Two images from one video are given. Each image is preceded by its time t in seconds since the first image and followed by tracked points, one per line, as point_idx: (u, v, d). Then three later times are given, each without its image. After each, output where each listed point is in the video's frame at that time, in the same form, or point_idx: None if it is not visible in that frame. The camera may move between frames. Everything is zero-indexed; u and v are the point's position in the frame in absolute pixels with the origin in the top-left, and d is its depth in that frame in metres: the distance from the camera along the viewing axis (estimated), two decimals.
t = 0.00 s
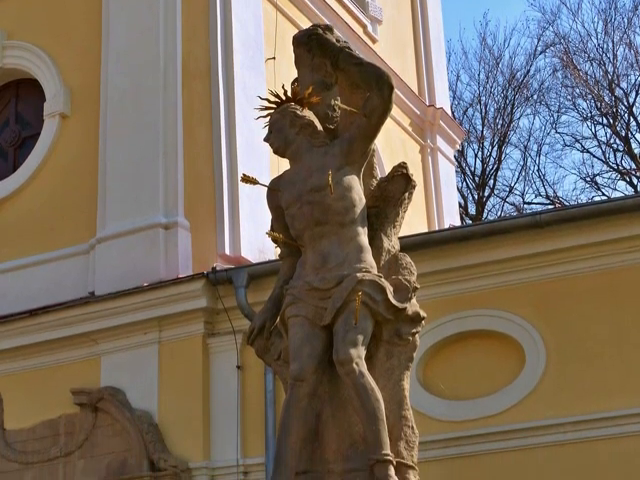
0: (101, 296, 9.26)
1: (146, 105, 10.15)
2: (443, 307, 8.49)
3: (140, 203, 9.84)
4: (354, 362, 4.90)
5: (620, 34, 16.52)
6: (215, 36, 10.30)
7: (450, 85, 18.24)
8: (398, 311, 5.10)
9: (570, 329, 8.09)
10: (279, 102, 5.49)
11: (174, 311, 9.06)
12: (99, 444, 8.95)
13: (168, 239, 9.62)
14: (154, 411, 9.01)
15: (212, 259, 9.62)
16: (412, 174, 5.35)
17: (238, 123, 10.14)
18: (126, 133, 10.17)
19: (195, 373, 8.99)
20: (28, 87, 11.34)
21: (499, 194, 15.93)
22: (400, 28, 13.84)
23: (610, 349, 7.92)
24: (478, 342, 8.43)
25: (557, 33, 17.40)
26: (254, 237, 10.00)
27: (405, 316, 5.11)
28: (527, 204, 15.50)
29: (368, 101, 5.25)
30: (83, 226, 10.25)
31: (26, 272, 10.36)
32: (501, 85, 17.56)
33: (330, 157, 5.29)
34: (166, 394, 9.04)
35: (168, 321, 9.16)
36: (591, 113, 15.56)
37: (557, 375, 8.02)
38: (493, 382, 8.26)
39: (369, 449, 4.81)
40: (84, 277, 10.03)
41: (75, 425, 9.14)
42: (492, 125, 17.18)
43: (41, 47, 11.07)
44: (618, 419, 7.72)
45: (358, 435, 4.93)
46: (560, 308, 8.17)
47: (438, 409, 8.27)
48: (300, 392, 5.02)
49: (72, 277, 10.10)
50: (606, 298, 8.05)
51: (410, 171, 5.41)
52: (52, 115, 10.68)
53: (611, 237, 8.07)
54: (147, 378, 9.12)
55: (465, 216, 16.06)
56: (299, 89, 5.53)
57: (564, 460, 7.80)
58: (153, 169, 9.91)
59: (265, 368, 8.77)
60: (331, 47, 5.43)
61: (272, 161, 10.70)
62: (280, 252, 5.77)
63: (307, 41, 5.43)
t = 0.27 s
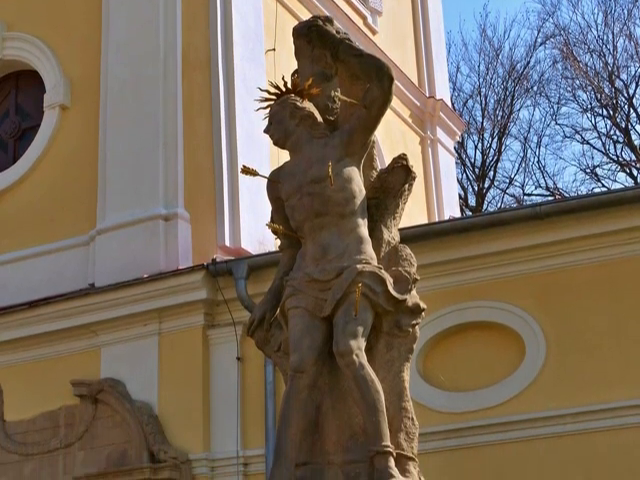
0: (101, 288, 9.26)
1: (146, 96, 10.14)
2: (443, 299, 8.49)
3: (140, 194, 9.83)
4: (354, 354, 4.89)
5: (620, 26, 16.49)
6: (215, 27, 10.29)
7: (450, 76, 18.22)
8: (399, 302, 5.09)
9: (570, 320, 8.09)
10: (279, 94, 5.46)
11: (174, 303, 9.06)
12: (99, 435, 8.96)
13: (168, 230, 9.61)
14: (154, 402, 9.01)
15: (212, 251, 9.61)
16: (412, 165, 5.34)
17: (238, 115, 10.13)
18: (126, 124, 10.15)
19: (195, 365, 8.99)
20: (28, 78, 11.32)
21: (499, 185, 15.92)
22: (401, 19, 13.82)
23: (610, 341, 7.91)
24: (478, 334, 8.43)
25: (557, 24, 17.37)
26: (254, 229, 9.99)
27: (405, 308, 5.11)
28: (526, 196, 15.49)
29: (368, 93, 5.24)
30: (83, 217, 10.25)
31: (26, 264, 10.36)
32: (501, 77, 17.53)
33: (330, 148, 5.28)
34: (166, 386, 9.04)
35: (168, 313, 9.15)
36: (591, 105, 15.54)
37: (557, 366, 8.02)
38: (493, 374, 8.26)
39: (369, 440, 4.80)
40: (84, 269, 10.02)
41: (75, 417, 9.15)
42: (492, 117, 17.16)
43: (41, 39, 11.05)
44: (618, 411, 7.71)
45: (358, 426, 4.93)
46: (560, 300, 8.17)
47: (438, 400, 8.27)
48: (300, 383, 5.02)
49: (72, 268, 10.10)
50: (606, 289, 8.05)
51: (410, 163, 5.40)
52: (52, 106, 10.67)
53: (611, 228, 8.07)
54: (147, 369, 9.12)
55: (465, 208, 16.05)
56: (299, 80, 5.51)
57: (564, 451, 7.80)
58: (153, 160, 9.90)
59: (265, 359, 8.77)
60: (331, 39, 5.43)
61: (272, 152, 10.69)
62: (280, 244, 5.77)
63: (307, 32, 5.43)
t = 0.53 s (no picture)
0: (101, 279, 9.26)
1: (146, 88, 10.12)
2: (443, 290, 8.49)
3: (140, 185, 9.82)
4: (354, 345, 4.89)
5: (621, 17, 16.47)
6: (214, 20, 10.28)
7: (450, 68, 18.19)
8: (399, 293, 5.08)
9: (570, 312, 8.09)
10: (279, 85, 5.46)
11: (174, 294, 9.06)
12: (99, 427, 8.96)
13: (168, 221, 9.61)
14: (154, 393, 9.01)
15: (212, 242, 9.60)
16: (412, 156, 5.33)
17: (238, 106, 10.11)
18: (126, 116, 10.14)
19: (195, 357, 8.99)
20: (28, 70, 11.30)
21: (499, 177, 15.90)
22: (401, 11, 13.80)
23: (610, 332, 7.91)
24: (478, 325, 8.43)
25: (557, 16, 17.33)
26: (254, 220, 9.99)
27: (405, 299, 5.10)
28: (527, 187, 15.47)
29: (368, 84, 5.22)
30: (83, 209, 10.24)
31: (26, 255, 10.35)
32: (501, 68, 17.51)
33: (330, 140, 5.26)
34: (166, 378, 9.04)
35: (167, 304, 9.15)
36: (591, 96, 15.52)
37: (557, 358, 8.02)
38: (493, 365, 8.26)
39: (369, 432, 4.80)
40: (84, 260, 10.02)
41: (75, 408, 9.15)
42: (492, 108, 17.14)
43: (41, 30, 11.04)
44: (618, 402, 7.71)
45: (358, 418, 4.92)
46: (560, 291, 8.17)
47: (438, 392, 8.27)
48: (300, 375, 5.01)
49: (72, 260, 10.09)
50: (606, 281, 8.04)
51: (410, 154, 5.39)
52: (52, 97, 10.65)
53: (611, 219, 8.07)
54: (147, 361, 9.12)
55: (465, 199, 16.04)
56: (299, 72, 5.50)
57: (564, 443, 7.80)
58: (153, 151, 9.89)
59: (265, 351, 8.78)
60: (331, 30, 5.41)
61: (272, 144, 10.68)
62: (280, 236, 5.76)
63: (308, 24, 5.42)
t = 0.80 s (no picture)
0: (101, 271, 9.26)
1: (146, 79, 10.11)
2: (443, 282, 8.48)
3: (141, 177, 9.81)
4: (354, 337, 4.89)
5: (621, 9, 16.44)
6: (215, 12, 10.27)
7: (450, 59, 18.17)
8: (399, 285, 5.08)
9: (570, 303, 8.08)
10: (279, 77, 5.44)
11: (174, 286, 9.07)
12: (100, 418, 8.96)
13: (168, 213, 9.60)
14: (154, 385, 9.00)
15: (212, 234, 9.58)
16: (412, 147, 5.32)
17: (238, 98, 10.10)
18: (126, 107, 10.13)
19: (195, 349, 8.99)
20: (28, 61, 11.29)
21: (499, 168, 15.89)
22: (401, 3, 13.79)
23: (609, 324, 7.91)
24: (479, 317, 8.43)
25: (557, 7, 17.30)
26: (254, 211, 9.98)
27: (405, 291, 5.09)
28: (526, 178, 15.46)
29: (368, 76, 5.21)
30: (83, 200, 10.23)
31: (26, 246, 10.35)
32: (501, 60, 17.48)
33: (330, 131, 5.25)
34: (165, 369, 9.04)
35: (167, 295, 9.15)
36: (591, 87, 15.50)
37: (556, 349, 8.02)
38: (493, 357, 8.26)
39: (369, 423, 4.80)
40: (84, 251, 10.01)
41: (75, 399, 9.16)
42: (492, 100, 17.12)
43: (41, 22, 11.02)
44: (617, 394, 7.71)
45: (358, 410, 4.92)
46: (560, 283, 8.16)
47: (438, 383, 8.27)
48: (300, 366, 5.01)
49: (72, 251, 10.08)
50: (606, 272, 8.04)
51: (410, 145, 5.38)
52: (52, 89, 10.64)
53: (610, 211, 8.07)
54: (147, 352, 9.12)
55: (465, 191, 16.02)
56: (299, 64, 5.48)
57: (564, 434, 7.79)
58: (153, 143, 9.88)
59: (265, 342, 8.78)
60: (331, 22, 5.41)
61: (272, 135, 10.67)
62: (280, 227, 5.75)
63: (308, 15, 5.41)
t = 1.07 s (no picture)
0: (101, 262, 9.26)
1: (146, 71, 10.10)
2: (443, 273, 8.48)
3: (140, 168, 9.80)
4: (354, 328, 4.88)
5: None
6: (215, 3, 10.24)
7: (450, 51, 18.14)
8: (398, 276, 5.08)
9: (570, 294, 8.08)
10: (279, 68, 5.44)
11: (174, 277, 9.08)
12: (99, 409, 8.96)
13: (168, 204, 9.60)
14: (154, 376, 9.00)
15: (212, 226, 9.56)
16: (412, 139, 5.31)
17: (238, 89, 10.08)
18: (126, 99, 10.11)
19: (195, 341, 8.99)
20: (28, 53, 11.27)
21: (499, 159, 15.87)
22: None
23: (609, 315, 7.91)
24: (479, 308, 8.42)
25: None
26: (254, 203, 9.98)
27: (405, 282, 5.09)
28: (527, 170, 15.45)
29: (368, 67, 5.19)
30: (83, 192, 10.22)
31: (26, 238, 10.34)
32: (501, 51, 17.45)
33: (330, 123, 5.24)
34: (165, 361, 9.04)
35: (168, 287, 9.16)
36: (591, 79, 15.49)
37: (556, 340, 8.02)
38: (493, 348, 8.26)
39: (369, 415, 4.80)
40: (84, 243, 10.00)
41: (75, 391, 9.16)
42: (492, 91, 17.10)
43: (41, 13, 11.00)
44: (617, 385, 7.71)
45: (358, 401, 4.92)
46: (560, 274, 8.16)
47: (438, 374, 8.27)
48: (300, 358, 5.00)
49: (72, 242, 10.08)
50: (606, 263, 8.04)
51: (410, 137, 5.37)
52: (52, 80, 10.62)
53: (611, 202, 8.07)
54: (147, 343, 9.12)
55: (465, 182, 16.01)
56: (299, 55, 5.47)
57: (564, 425, 7.79)
58: (153, 134, 9.87)
59: (265, 333, 8.78)
60: (330, 13, 5.39)
61: (272, 126, 10.66)
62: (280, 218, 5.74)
63: (308, 7, 5.40)
